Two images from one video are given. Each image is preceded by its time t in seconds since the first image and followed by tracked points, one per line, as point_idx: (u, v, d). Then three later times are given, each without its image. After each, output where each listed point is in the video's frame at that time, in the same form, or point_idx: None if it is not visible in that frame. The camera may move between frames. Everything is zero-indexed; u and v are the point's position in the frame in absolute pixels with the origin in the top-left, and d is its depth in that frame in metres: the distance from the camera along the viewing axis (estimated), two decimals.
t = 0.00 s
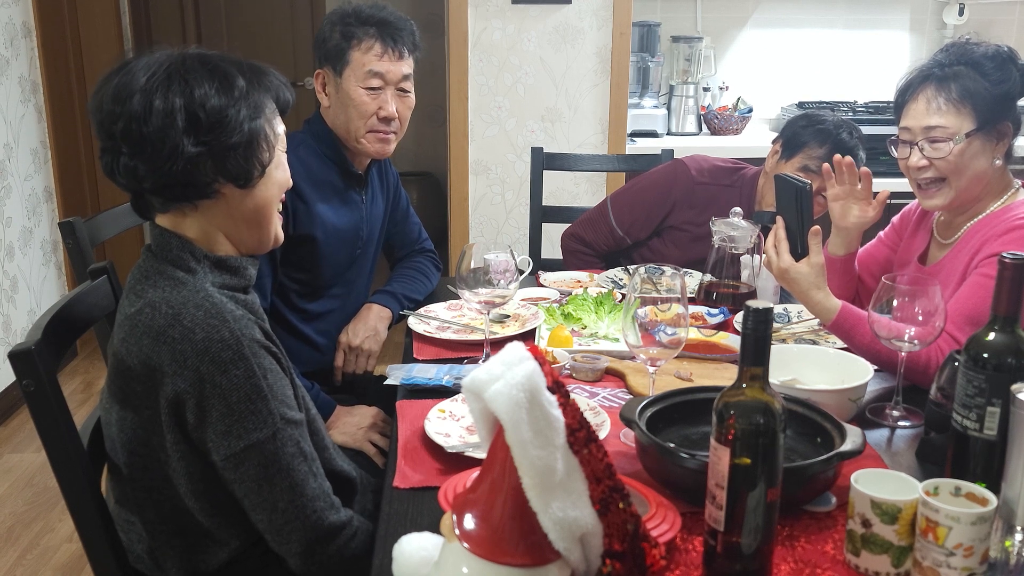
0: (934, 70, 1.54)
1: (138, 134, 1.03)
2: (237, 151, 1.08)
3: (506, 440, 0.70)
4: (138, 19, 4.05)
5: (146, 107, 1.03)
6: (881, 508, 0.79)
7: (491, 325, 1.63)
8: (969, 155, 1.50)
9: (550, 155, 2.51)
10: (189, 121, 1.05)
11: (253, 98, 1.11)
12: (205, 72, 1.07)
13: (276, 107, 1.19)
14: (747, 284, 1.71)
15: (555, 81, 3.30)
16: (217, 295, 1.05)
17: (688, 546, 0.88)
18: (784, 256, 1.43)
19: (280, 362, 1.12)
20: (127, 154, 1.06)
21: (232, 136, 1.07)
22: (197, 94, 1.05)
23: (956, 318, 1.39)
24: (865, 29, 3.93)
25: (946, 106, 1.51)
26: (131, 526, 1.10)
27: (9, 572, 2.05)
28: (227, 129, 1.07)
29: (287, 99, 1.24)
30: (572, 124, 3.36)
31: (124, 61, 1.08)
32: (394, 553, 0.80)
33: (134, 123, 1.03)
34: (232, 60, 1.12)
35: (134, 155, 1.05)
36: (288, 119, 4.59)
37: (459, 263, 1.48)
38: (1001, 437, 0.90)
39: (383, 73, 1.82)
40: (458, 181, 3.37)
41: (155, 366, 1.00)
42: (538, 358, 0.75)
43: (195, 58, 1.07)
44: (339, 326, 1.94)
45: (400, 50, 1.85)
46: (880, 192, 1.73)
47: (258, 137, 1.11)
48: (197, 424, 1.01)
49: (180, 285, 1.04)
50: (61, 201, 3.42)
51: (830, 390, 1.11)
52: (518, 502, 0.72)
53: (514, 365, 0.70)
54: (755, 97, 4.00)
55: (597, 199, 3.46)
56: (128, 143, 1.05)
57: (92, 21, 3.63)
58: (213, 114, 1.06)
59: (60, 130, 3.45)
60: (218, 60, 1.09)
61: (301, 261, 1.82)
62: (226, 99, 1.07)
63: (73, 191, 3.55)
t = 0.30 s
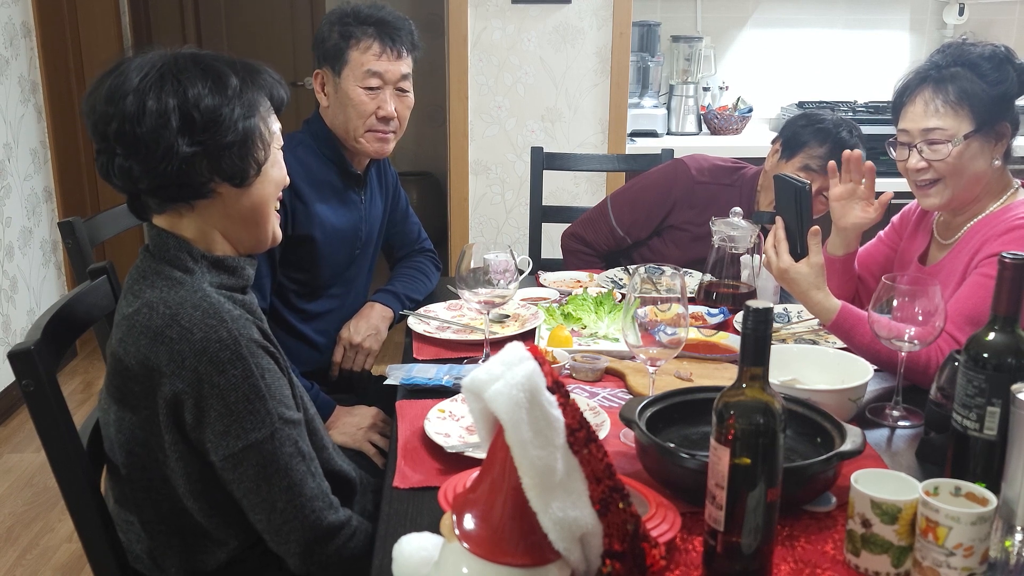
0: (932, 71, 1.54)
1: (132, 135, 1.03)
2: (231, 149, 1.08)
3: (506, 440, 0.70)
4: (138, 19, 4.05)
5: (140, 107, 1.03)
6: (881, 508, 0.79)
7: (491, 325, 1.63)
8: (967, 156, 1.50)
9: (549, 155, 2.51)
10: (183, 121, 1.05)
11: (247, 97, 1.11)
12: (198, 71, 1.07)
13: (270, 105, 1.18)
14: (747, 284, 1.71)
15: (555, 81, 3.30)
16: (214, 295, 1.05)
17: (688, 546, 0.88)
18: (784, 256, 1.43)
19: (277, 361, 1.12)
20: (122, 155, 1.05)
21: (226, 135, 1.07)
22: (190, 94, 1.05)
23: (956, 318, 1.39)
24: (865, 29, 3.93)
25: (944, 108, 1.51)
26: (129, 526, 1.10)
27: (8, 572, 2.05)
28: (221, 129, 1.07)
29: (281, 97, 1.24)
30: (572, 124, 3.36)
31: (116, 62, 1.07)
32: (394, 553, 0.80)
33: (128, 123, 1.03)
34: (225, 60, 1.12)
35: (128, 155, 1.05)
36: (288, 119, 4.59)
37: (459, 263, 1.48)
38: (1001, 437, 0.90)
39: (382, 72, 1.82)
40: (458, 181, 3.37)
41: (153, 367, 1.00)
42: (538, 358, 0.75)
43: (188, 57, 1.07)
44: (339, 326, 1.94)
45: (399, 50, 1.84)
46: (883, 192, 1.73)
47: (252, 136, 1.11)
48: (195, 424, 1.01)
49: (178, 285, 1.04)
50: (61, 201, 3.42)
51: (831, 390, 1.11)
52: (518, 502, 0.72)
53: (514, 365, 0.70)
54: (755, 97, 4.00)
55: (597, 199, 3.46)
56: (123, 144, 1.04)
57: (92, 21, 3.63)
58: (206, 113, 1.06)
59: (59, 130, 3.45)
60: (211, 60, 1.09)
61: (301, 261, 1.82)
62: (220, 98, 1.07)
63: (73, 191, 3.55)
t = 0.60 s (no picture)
0: (931, 72, 1.54)
1: (125, 139, 1.04)
2: (221, 146, 1.08)
3: (506, 440, 0.70)
4: (138, 18, 4.05)
5: (131, 109, 1.03)
6: (881, 508, 0.79)
7: (492, 325, 1.63)
8: (967, 156, 1.51)
9: (550, 155, 2.51)
10: (173, 122, 1.04)
11: (236, 92, 1.09)
12: (186, 69, 1.06)
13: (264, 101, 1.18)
14: (747, 284, 1.71)
15: (555, 81, 3.30)
16: (217, 290, 1.06)
17: (688, 546, 0.88)
18: (784, 257, 1.44)
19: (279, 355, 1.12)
20: (116, 158, 1.06)
21: (217, 133, 1.07)
22: (179, 93, 1.04)
23: (956, 318, 1.39)
24: (865, 29, 3.93)
25: (943, 109, 1.51)
26: (131, 522, 1.10)
27: (9, 572, 2.05)
28: (212, 127, 1.06)
29: (274, 91, 1.23)
30: (572, 124, 3.36)
31: (109, 64, 1.08)
32: (394, 553, 0.80)
33: (120, 127, 1.03)
34: (215, 57, 1.11)
35: (122, 158, 1.06)
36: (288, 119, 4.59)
37: (459, 263, 1.48)
38: (1001, 437, 0.90)
39: (381, 71, 1.82)
40: (458, 181, 3.37)
41: (157, 360, 1.00)
42: (538, 358, 0.75)
43: (176, 57, 1.07)
44: (339, 326, 1.94)
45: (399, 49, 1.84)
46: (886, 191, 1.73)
47: (244, 133, 1.10)
48: (199, 418, 1.01)
49: (181, 280, 1.04)
50: (61, 201, 3.42)
51: (830, 390, 1.11)
52: (518, 502, 0.72)
53: (514, 365, 0.70)
54: (755, 97, 4.00)
55: (597, 199, 3.46)
56: (117, 149, 1.05)
57: (92, 21, 3.63)
58: (196, 112, 1.05)
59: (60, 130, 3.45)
60: (200, 57, 1.09)
61: (301, 261, 1.82)
62: (209, 95, 1.06)
63: (73, 191, 3.56)
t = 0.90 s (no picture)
0: (931, 72, 1.54)
1: (128, 139, 1.04)
2: (225, 146, 1.08)
3: (506, 440, 0.70)
4: (138, 18, 4.05)
5: (134, 109, 1.03)
6: (881, 508, 0.79)
7: (492, 325, 1.63)
8: (967, 156, 1.51)
9: (550, 155, 2.51)
10: (177, 122, 1.04)
11: (241, 93, 1.10)
12: (190, 69, 1.06)
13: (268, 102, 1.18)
14: (747, 284, 1.71)
15: (555, 81, 3.30)
16: (221, 286, 1.06)
17: (688, 546, 0.88)
18: (784, 257, 1.44)
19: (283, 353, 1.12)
20: (120, 158, 1.06)
21: (221, 133, 1.07)
22: (184, 93, 1.04)
23: (955, 318, 1.39)
24: (865, 29, 3.93)
25: (944, 109, 1.51)
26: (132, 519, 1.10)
27: (9, 572, 2.05)
28: (216, 127, 1.07)
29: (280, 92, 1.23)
30: (572, 124, 3.36)
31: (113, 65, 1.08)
32: (394, 553, 0.80)
33: (124, 126, 1.03)
34: (219, 58, 1.11)
35: (126, 159, 1.06)
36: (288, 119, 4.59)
37: (459, 263, 1.48)
38: (1001, 437, 0.90)
39: (325, 61, 1.77)
40: (458, 181, 3.37)
41: (162, 356, 1.00)
42: (538, 358, 0.75)
43: (180, 58, 1.07)
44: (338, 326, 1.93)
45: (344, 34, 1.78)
46: (887, 191, 1.72)
47: (248, 133, 1.10)
48: (204, 414, 1.01)
49: (185, 277, 1.04)
50: (61, 201, 3.42)
51: (830, 390, 1.11)
52: (518, 502, 0.72)
53: (514, 365, 0.70)
54: (755, 97, 4.00)
55: (597, 199, 3.46)
56: (121, 149, 1.05)
57: (92, 21, 3.63)
58: (200, 112, 1.05)
59: (60, 130, 3.45)
60: (204, 58, 1.09)
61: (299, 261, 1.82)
62: (214, 95, 1.06)
63: (73, 191, 3.56)
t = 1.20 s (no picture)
0: (931, 72, 1.54)
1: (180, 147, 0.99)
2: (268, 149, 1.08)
3: (506, 440, 0.70)
4: (138, 18, 4.05)
5: (186, 114, 0.98)
6: (881, 508, 0.79)
7: (491, 325, 1.63)
8: (967, 156, 1.51)
9: (550, 155, 2.51)
10: (233, 125, 1.01)
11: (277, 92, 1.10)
12: (230, 72, 1.03)
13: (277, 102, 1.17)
14: (747, 284, 1.71)
15: (555, 81, 3.30)
16: (223, 293, 1.04)
17: (688, 546, 0.88)
18: (782, 258, 1.44)
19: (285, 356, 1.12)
20: (161, 164, 1.00)
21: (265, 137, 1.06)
22: (235, 96, 1.02)
23: (955, 318, 1.40)
24: (865, 29, 3.94)
25: (943, 109, 1.51)
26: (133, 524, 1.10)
27: (9, 572, 2.05)
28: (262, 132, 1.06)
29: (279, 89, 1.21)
30: (572, 124, 3.36)
31: (128, 63, 1.01)
32: (394, 554, 0.80)
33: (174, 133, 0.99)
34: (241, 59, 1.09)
35: (172, 164, 1.00)
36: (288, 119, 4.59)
37: (459, 263, 1.48)
38: (1001, 437, 0.90)
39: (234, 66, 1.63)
40: (458, 181, 3.38)
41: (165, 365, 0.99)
42: (538, 358, 0.75)
43: (210, 60, 1.03)
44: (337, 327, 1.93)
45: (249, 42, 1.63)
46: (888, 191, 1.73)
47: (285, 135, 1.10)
48: (210, 422, 1.01)
49: (185, 284, 1.02)
50: (61, 201, 3.42)
51: (830, 389, 1.11)
52: (518, 502, 0.72)
53: (514, 365, 0.71)
54: (755, 97, 4.00)
55: (597, 199, 3.46)
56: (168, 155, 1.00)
57: (92, 22, 3.63)
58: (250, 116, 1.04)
59: (61, 130, 3.45)
60: (237, 61, 1.06)
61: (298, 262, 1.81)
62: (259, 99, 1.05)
63: (73, 191, 3.56)
